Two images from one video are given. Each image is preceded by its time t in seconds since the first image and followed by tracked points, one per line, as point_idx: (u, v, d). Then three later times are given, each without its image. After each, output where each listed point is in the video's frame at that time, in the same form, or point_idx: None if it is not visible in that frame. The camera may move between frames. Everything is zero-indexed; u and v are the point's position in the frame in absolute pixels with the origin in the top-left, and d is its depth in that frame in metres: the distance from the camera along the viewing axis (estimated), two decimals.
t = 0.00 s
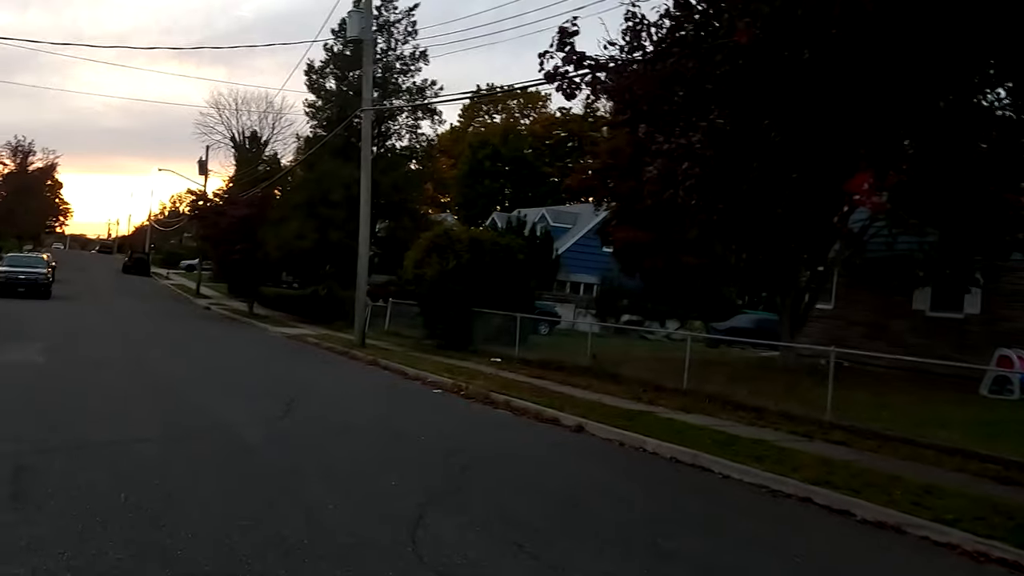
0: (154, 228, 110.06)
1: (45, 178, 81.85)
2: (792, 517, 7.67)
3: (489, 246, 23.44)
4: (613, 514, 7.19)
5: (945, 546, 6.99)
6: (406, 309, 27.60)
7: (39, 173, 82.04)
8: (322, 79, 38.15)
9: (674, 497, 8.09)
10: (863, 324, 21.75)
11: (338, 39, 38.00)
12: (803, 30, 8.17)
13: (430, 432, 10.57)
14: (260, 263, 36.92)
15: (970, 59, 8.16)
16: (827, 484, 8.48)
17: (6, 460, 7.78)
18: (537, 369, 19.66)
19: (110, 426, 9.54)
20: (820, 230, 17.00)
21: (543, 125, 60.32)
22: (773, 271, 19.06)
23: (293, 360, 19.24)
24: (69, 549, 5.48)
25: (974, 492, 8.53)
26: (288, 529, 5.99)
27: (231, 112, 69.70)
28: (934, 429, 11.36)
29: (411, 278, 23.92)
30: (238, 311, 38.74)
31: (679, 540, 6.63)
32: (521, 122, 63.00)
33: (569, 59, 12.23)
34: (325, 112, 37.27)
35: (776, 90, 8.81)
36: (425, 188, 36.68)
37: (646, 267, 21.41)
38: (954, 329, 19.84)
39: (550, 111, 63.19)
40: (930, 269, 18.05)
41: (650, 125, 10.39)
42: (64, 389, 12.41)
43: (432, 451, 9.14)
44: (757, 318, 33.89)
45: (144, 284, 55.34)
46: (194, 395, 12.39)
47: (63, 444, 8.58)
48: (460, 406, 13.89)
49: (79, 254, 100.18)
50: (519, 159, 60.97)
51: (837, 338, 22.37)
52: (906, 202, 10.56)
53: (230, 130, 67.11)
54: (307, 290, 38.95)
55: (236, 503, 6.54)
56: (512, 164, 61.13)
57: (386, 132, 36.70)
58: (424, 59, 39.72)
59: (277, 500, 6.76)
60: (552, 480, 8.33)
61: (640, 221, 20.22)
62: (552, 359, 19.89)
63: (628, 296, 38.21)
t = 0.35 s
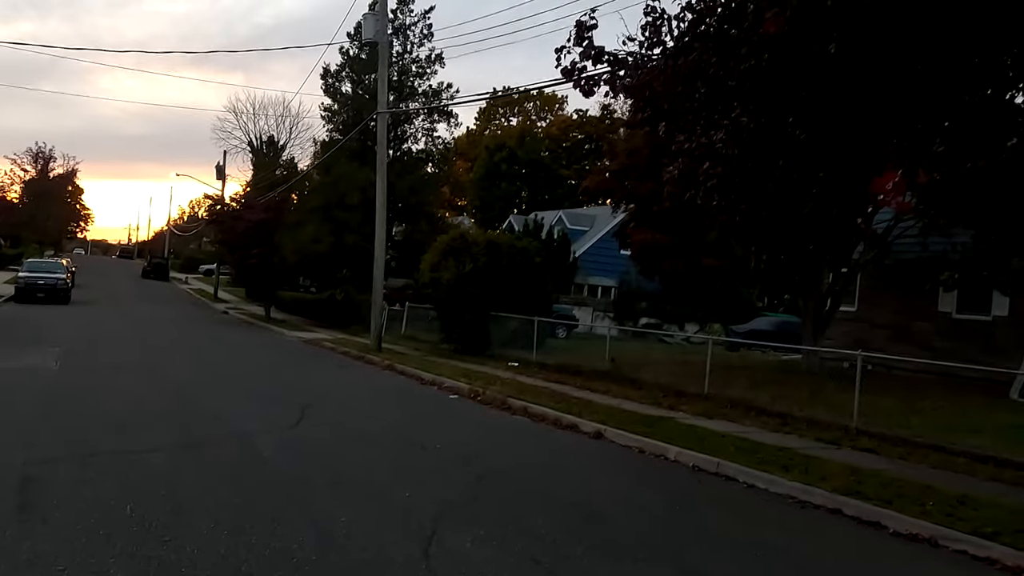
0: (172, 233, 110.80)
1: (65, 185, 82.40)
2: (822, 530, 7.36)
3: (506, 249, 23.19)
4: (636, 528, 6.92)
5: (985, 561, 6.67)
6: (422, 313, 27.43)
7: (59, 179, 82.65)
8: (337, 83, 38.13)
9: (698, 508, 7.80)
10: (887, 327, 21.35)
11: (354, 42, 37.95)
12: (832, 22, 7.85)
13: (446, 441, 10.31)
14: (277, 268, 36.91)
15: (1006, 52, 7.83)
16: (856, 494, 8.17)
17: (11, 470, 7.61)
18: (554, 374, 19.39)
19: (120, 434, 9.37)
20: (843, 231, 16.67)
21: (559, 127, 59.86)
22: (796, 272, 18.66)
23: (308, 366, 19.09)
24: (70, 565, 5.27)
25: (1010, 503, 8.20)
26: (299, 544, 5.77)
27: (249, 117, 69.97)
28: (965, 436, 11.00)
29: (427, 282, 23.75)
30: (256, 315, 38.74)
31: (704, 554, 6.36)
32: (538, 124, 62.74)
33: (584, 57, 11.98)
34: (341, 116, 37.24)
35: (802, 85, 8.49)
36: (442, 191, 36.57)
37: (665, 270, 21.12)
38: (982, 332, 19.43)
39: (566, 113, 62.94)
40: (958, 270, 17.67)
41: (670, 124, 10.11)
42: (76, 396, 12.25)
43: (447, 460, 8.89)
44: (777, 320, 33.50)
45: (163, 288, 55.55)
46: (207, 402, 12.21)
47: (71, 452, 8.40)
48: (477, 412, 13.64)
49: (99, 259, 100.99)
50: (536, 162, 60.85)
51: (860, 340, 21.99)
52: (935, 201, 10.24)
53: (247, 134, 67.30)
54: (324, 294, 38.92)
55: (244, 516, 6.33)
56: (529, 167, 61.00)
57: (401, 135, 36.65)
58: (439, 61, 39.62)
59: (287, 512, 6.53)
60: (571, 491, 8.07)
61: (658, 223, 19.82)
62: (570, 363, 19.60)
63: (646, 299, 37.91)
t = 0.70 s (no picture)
0: (182, 233, 111.09)
1: (75, 185, 82.57)
2: (837, 537, 7.11)
3: (514, 248, 22.93)
4: (643, 537, 6.68)
5: (1008, 571, 6.41)
6: (429, 312, 27.23)
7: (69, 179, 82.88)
8: (345, 82, 37.96)
9: (708, 515, 7.55)
10: (901, 326, 21.02)
11: (361, 40, 37.78)
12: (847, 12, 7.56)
13: (450, 444, 10.08)
14: (285, 267, 36.81)
15: None
16: (872, 499, 7.90)
17: (4, 475, 7.44)
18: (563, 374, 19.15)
19: (119, 438, 9.21)
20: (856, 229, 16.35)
21: (567, 126, 59.56)
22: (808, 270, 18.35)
23: (314, 366, 18.91)
24: None
25: None
26: (293, 554, 5.56)
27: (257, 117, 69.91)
28: (983, 439, 10.71)
29: (434, 281, 23.55)
30: (264, 315, 38.64)
31: (715, 563, 6.13)
32: (546, 123, 62.50)
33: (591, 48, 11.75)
34: (348, 115, 37.09)
35: (814, 78, 8.22)
36: (450, 190, 36.38)
37: (674, 268, 20.86)
38: (998, 331, 19.09)
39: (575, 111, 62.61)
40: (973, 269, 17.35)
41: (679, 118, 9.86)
42: (77, 397, 12.07)
43: (449, 465, 8.67)
44: (789, 318, 33.16)
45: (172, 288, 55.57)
46: (209, 403, 12.01)
47: (66, 456, 8.24)
48: (483, 414, 13.43)
49: (109, 258, 101.28)
50: (545, 160, 60.55)
51: (873, 339, 21.66)
52: (952, 196, 9.96)
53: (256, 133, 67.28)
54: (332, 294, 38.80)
55: (239, 524, 6.13)
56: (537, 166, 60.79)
57: (409, 133, 36.38)
58: (447, 59, 39.39)
59: (283, 520, 6.32)
60: (576, 498, 7.84)
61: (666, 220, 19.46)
62: (578, 363, 19.36)
63: (656, 298, 37.60)
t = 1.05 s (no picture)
0: (199, 234, 111.65)
1: (92, 188, 83.07)
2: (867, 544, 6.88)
3: (529, 248, 22.76)
4: (664, 542, 6.51)
5: None
6: (444, 313, 27.12)
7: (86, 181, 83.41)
8: (359, 82, 37.92)
9: (731, 521, 7.36)
10: (923, 326, 20.66)
11: (375, 41, 37.73)
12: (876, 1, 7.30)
13: (466, 448, 9.93)
14: (300, 268, 36.81)
15: None
16: (901, 505, 7.65)
17: (14, 480, 7.33)
18: (580, 375, 18.94)
19: (131, 441, 9.10)
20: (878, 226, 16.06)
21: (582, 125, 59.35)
22: (828, 269, 18.10)
23: (328, 367, 18.81)
24: None
25: None
26: (306, 561, 5.41)
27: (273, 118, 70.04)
28: (1012, 443, 10.43)
29: (449, 281, 23.40)
30: (280, 315, 38.61)
31: (738, 569, 5.96)
32: (561, 122, 62.33)
33: (610, 43, 11.56)
34: (363, 115, 37.07)
35: (840, 70, 7.98)
36: (465, 190, 36.28)
37: (691, 268, 20.63)
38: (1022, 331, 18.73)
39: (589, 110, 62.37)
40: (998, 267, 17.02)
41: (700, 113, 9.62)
42: (90, 400, 12.02)
43: (465, 469, 8.51)
44: (807, 318, 32.80)
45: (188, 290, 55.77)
46: (223, 405, 11.93)
47: (77, 461, 8.13)
48: (499, 416, 13.27)
49: (126, 260, 101.82)
50: (560, 160, 60.31)
51: (894, 339, 21.32)
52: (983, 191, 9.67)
53: (271, 135, 67.43)
54: (347, 295, 38.78)
55: (250, 530, 6.00)
56: (552, 166, 60.56)
57: (423, 133, 36.32)
58: (461, 58, 39.29)
59: (295, 524, 6.18)
60: (595, 504, 7.69)
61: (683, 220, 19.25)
62: (595, 364, 19.14)
63: (672, 297, 37.31)
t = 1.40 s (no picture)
0: (219, 238, 112.33)
1: (114, 192, 83.68)
2: (913, 554, 6.65)
3: (551, 249, 22.58)
4: (704, 551, 6.33)
5: None
6: (466, 315, 27.00)
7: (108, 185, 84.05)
8: (379, 85, 37.93)
9: (770, 530, 7.16)
10: (954, 327, 20.27)
11: (395, 43, 37.73)
12: None
13: (494, 452, 9.76)
14: (321, 271, 36.82)
15: None
16: (945, 512, 7.42)
17: (39, 485, 7.26)
18: (604, 378, 18.73)
19: (156, 444, 9.03)
20: (909, 225, 15.76)
21: (601, 127, 59.29)
22: (856, 270, 17.82)
23: (350, 370, 18.73)
24: None
25: None
26: (338, 570, 5.28)
27: (292, 122, 70.24)
28: None
29: (470, 284, 23.24)
30: (300, 318, 38.64)
31: None
32: (579, 124, 62.20)
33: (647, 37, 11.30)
34: (383, 118, 37.08)
35: (879, 65, 7.81)
36: (484, 191, 36.20)
37: (717, 269, 20.41)
38: None
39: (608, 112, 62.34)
40: None
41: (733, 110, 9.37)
42: (114, 403, 11.96)
43: (495, 474, 8.35)
44: (832, 320, 32.39)
45: (208, 293, 56.00)
46: (247, 408, 11.84)
47: (104, 465, 8.05)
48: (525, 419, 13.12)
49: (147, 264, 102.54)
50: (578, 162, 59.98)
51: (923, 341, 20.96)
52: None
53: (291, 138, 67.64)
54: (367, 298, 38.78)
55: (280, 538, 5.87)
56: (571, 167, 60.20)
57: (443, 135, 36.30)
58: (480, 60, 39.23)
59: (326, 532, 6.04)
60: (630, 511, 7.50)
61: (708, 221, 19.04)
62: (619, 367, 18.92)
63: (694, 299, 37.02)
